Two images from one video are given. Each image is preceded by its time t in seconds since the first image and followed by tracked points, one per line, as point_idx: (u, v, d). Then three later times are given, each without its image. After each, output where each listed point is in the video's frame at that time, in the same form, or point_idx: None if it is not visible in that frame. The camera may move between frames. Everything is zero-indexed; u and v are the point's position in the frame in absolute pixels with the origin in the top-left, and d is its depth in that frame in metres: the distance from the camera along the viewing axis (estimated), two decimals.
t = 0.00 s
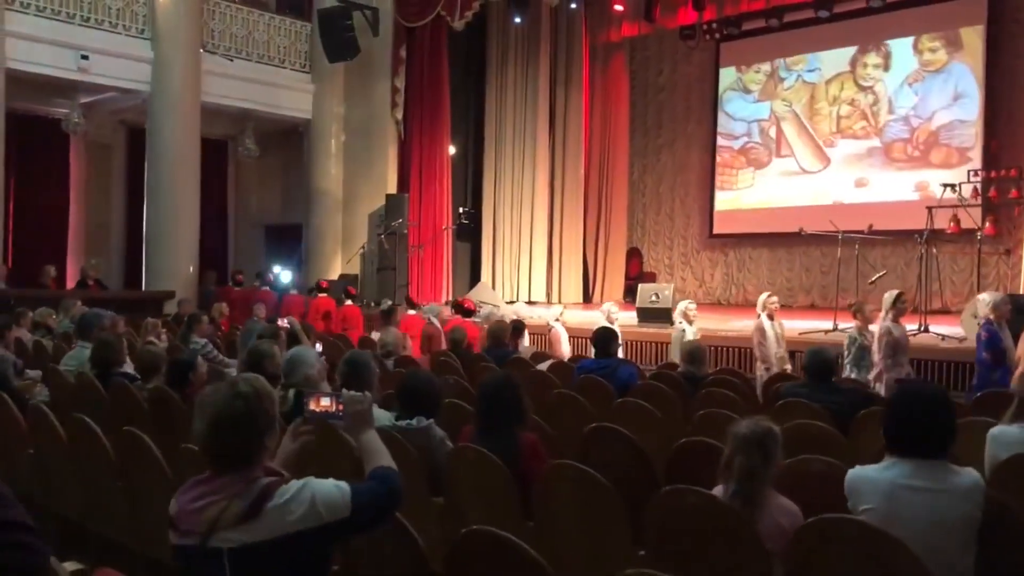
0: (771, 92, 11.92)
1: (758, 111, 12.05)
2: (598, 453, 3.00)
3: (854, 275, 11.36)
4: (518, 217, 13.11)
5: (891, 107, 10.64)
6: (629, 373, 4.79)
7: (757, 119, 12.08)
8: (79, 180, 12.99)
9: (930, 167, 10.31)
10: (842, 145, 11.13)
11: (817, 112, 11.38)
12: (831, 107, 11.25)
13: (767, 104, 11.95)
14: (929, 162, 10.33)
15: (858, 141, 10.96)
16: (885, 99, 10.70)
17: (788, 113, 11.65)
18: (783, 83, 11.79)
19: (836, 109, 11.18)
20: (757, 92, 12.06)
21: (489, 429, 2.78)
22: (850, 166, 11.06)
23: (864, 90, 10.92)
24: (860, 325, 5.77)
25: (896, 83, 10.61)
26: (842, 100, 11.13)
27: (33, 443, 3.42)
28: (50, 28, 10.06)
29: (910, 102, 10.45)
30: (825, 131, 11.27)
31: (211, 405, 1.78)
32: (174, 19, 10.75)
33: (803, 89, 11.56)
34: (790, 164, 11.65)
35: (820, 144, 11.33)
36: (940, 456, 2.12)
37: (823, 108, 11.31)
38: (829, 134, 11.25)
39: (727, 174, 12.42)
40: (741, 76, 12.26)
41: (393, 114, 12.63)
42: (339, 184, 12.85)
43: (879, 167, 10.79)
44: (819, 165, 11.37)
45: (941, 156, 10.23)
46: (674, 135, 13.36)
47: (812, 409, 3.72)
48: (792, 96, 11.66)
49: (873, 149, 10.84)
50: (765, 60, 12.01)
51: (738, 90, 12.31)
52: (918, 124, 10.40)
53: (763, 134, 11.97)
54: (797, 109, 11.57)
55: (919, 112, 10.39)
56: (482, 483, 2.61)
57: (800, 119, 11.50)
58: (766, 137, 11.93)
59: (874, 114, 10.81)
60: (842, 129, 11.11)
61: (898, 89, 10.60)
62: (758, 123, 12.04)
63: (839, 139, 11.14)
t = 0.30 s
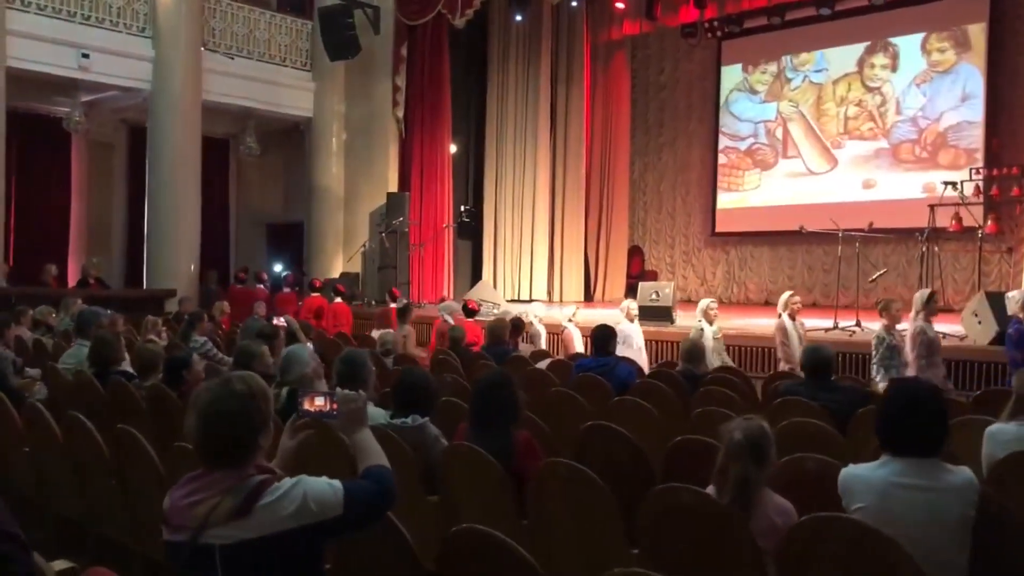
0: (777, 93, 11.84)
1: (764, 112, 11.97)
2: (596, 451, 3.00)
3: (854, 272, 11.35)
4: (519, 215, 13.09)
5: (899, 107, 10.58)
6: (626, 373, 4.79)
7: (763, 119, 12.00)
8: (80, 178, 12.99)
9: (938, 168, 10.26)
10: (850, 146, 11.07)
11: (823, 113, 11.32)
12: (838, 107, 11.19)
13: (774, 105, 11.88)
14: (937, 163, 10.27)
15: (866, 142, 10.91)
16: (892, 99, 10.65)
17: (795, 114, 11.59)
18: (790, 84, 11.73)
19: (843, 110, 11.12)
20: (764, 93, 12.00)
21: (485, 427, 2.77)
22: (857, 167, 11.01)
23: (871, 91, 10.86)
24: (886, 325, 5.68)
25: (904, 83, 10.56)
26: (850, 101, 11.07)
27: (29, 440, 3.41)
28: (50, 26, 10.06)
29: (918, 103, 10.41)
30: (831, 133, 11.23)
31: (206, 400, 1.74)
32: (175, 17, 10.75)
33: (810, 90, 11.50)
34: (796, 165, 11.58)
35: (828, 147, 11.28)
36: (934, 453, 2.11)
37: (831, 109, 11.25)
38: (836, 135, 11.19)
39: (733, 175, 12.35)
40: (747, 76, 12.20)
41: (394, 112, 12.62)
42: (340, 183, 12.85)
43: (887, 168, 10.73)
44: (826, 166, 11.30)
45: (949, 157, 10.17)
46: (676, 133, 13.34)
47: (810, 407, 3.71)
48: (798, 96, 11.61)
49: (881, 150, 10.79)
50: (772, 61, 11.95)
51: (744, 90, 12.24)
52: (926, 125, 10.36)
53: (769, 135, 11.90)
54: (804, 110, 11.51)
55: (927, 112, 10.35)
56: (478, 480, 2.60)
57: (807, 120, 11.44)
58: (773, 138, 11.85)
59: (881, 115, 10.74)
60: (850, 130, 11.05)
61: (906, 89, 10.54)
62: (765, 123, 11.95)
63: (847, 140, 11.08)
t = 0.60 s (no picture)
0: (782, 95, 11.77)
1: (769, 114, 11.88)
2: (587, 448, 2.97)
3: (852, 272, 11.33)
4: (519, 212, 13.07)
5: (905, 110, 10.52)
6: (621, 371, 4.76)
7: (768, 121, 11.92)
8: (78, 172, 12.95)
9: (943, 172, 10.20)
10: (855, 149, 10.99)
11: (829, 115, 11.24)
12: (844, 110, 11.11)
13: (778, 107, 11.79)
14: (943, 167, 10.21)
15: (871, 145, 10.83)
16: (898, 102, 10.58)
17: (800, 116, 11.51)
18: (795, 86, 11.65)
19: (848, 112, 11.04)
20: (769, 95, 11.91)
21: (475, 422, 2.74)
22: (863, 170, 10.93)
23: (877, 93, 10.79)
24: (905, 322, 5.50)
25: (910, 86, 10.49)
26: (855, 104, 10.99)
27: (16, 434, 3.38)
28: (47, 19, 10.02)
29: (924, 106, 10.35)
30: (836, 135, 11.15)
31: (188, 391, 1.70)
32: (173, 12, 10.71)
33: (815, 92, 11.42)
34: (802, 168, 11.49)
35: (832, 149, 11.22)
36: (927, 450, 2.09)
37: (836, 111, 11.17)
38: (841, 137, 11.12)
39: (737, 177, 12.27)
40: (752, 78, 12.12)
41: (392, 109, 12.59)
42: (338, 179, 12.82)
43: (893, 172, 10.66)
44: (831, 169, 11.22)
45: (955, 161, 10.11)
46: (676, 132, 13.30)
47: (806, 405, 3.68)
48: (804, 98, 11.52)
49: (887, 153, 10.71)
50: (776, 62, 11.88)
51: (749, 92, 12.16)
52: (933, 128, 10.30)
53: (774, 137, 11.81)
54: (809, 112, 11.44)
55: (933, 115, 10.29)
56: (468, 477, 2.57)
57: (812, 122, 11.37)
58: (777, 140, 11.76)
59: (887, 118, 10.68)
60: (855, 133, 10.98)
61: (912, 92, 10.47)
62: (769, 125, 11.87)
63: (852, 143, 11.00)
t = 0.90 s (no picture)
0: (788, 101, 11.65)
1: (775, 120, 11.75)
2: (574, 451, 2.92)
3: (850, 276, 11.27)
4: (517, 213, 13.04)
5: (912, 118, 10.45)
6: (614, 373, 4.71)
7: (773, 127, 11.79)
8: (75, 167, 12.90)
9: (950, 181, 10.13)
10: (861, 156, 10.91)
11: (835, 122, 11.14)
12: (850, 117, 11.02)
13: (783, 113, 11.67)
14: (949, 176, 10.13)
15: (877, 153, 10.75)
16: (905, 110, 10.50)
17: (806, 122, 11.41)
18: (801, 92, 11.55)
19: (855, 120, 10.95)
20: (774, 101, 11.79)
21: (459, 424, 2.69)
22: (869, 177, 10.83)
23: (884, 101, 10.71)
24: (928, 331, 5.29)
25: (917, 93, 10.41)
26: (862, 110, 10.90)
27: None
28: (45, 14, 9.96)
29: (931, 114, 10.29)
30: (842, 143, 11.07)
31: (154, 390, 1.65)
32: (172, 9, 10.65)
33: (821, 99, 11.31)
34: (806, 175, 11.38)
35: (839, 156, 11.10)
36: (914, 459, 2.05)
37: (842, 118, 11.07)
38: (847, 144, 11.02)
39: (741, 183, 12.17)
40: (757, 84, 12.02)
41: (390, 107, 12.56)
42: (336, 178, 12.78)
43: (898, 180, 10.57)
44: (836, 176, 11.12)
45: (962, 170, 10.04)
46: (676, 134, 13.25)
47: (798, 410, 3.63)
48: (810, 105, 11.42)
49: (892, 161, 10.63)
50: (782, 68, 11.76)
51: (754, 98, 12.05)
52: (939, 136, 10.24)
53: (778, 143, 11.68)
54: (815, 119, 11.33)
55: (940, 123, 10.23)
56: (450, 480, 2.52)
57: (818, 128, 11.27)
58: (782, 146, 11.64)
59: (893, 125, 10.60)
60: (861, 140, 10.90)
61: (919, 99, 10.39)
62: (775, 131, 11.74)
63: (858, 150, 10.92)
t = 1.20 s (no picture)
0: (792, 110, 11.57)
1: (777, 128, 11.67)
2: (561, 460, 2.85)
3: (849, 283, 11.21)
4: (513, 217, 12.98)
5: (917, 128, 10.37)
6: (607, 380, 4.65)
7: (777, 136, 11.70)
8: (70, 168, 12.83)
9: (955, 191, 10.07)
10: (865, 166, 10.84)
11: (839, 131, 11.07)
12: (855, 126, 10.95)
13: (787, 122, 11.60)
14: (954, 186, 10.07)
15: (881, 162, 10.70)
16: (910, 119, 10.43)
17: (810, 131, 11.34)
18: (805, 100, 11.46)
19: (860, 129, 10.88)
20: (778, 109, 11.70)
21: (440, 432, 2.63)
22: (873, 187, 10.77)
23: (889, 110, 10.64)
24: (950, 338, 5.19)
25: (923, 103, 10.33)
26: (867, 120, 10.83)
27: None
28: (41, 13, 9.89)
29: (937, 124, 10.21)
30: (847, 153, 11.00)
31: (112, 397, 1.58)
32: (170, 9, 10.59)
33: (826, 108, 11.24)
34: (810, 184, 11.33)
35: (842, 165, 11.05)
36: (904, 476, 1.99)
37: (847, 128, 11.01)
38: (851, 154, 10.97)
39: (743, 192, 12.11)
40: (761, 92, 11.94)
41: (388, 110, 12.56)
42: (333, 179, 12.73)
43: (903, 190, 10.51)
44: (840, 186, 11.06)
45: (967, 181, 9.98)
46: (676, 140, 13.19)
47: (791, 419, 3.56)
48: (815, 114, 11.34)
49: (897, 171, 10.57)
50: (786, 76, 11.67)
51: (758, 106, 11.97)
52: (945, 146, 10.18)
53: (782, 152, 11.61)
54: (819, 128, 11.26)
55: (946, 134, 10.16)
56: (430, 489, 2.45)
57: (822, 138, 11.19)
58: (785, 155, 11.56)
59: (898, 135, 10.53)
60: (865, 150, 10.84)
61: (924, 109, 10.33)
62: (778, 140, 11.65)
63: (862, 160, 10.87)
